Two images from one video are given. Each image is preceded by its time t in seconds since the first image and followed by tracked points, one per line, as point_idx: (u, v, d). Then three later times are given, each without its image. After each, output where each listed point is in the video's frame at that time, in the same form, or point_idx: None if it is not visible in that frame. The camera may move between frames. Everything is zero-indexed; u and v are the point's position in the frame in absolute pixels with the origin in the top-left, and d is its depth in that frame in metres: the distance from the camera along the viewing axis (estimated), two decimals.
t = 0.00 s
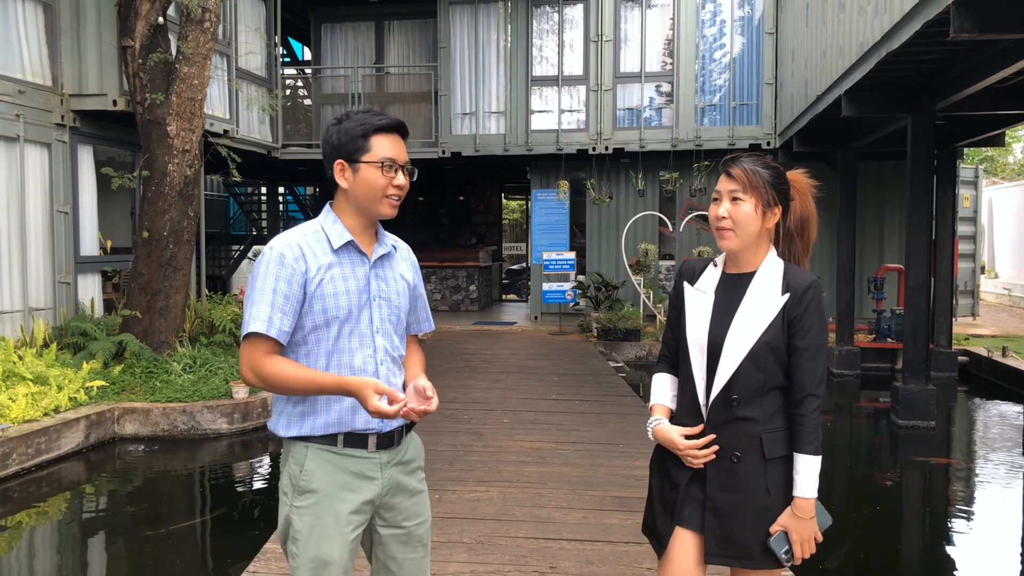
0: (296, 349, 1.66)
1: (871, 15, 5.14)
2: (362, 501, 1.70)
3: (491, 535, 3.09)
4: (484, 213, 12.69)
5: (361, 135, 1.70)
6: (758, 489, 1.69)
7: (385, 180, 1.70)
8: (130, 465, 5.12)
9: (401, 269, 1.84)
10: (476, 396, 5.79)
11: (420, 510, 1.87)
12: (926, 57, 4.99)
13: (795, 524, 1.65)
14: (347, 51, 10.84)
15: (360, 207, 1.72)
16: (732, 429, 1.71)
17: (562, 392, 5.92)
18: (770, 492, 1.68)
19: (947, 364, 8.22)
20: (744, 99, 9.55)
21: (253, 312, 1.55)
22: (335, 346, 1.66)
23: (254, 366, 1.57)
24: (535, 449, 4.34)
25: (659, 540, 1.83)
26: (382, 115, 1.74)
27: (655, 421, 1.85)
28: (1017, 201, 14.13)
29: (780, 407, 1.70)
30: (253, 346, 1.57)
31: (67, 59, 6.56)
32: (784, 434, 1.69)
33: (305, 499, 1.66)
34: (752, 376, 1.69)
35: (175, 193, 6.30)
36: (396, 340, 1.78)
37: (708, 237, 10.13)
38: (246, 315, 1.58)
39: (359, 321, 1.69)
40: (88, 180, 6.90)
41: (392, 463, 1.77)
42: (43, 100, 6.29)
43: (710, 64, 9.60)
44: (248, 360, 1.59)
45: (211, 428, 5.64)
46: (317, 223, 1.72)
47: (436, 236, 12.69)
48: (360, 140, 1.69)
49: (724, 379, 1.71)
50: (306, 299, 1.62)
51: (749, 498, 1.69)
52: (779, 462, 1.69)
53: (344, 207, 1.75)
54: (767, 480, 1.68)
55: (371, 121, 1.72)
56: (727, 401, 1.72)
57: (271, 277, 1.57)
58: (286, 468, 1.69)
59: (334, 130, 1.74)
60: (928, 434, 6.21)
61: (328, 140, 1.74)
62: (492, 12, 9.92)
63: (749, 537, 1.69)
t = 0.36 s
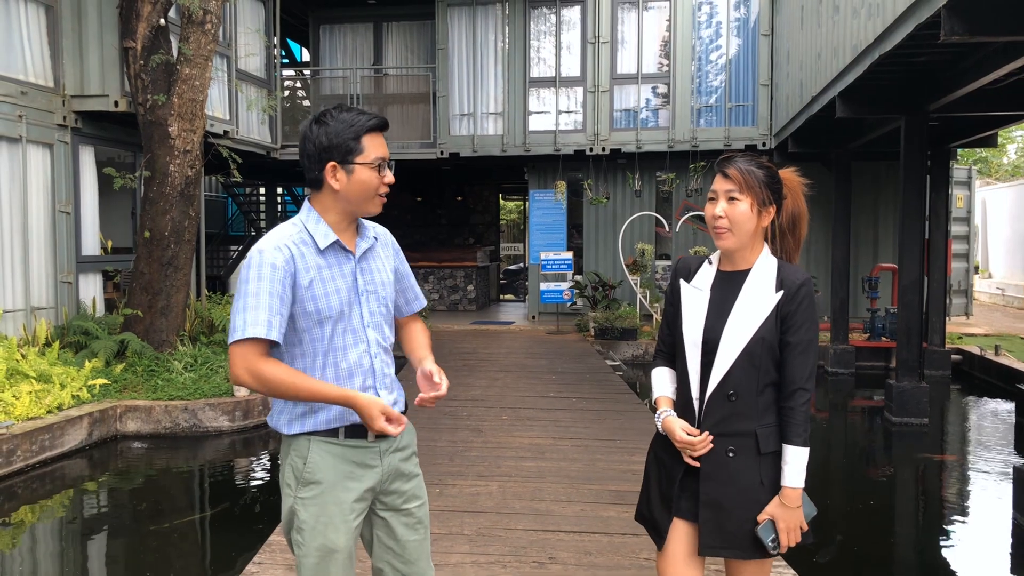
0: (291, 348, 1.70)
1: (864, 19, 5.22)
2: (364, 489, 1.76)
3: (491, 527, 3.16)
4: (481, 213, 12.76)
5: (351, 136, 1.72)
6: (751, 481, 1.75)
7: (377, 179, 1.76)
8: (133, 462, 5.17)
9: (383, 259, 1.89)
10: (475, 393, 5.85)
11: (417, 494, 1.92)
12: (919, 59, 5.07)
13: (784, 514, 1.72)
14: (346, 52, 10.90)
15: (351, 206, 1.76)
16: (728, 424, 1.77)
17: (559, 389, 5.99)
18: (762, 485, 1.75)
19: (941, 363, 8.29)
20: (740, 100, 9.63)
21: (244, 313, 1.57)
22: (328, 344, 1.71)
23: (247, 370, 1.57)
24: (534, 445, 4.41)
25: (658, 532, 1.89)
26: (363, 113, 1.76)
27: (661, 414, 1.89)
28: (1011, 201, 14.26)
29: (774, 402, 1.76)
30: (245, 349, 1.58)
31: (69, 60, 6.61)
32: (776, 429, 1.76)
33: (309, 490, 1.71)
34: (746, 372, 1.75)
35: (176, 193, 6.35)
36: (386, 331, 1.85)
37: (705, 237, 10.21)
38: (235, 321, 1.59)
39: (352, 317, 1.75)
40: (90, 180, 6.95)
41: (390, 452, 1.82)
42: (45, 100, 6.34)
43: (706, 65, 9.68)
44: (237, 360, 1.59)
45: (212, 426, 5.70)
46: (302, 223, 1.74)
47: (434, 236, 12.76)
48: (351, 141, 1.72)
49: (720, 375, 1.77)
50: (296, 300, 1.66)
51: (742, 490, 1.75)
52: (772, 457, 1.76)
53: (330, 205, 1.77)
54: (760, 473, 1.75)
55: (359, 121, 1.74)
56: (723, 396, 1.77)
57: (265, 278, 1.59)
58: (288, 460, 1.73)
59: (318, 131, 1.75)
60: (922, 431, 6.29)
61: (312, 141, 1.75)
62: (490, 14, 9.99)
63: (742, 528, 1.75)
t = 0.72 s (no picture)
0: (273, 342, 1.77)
1: (851, 20, 5.29)
2: (344, 477, 1.80)
3: (483, 519, 3.22)
4: (474, 211, 12.81)
5: (325, 137, 1.78)
6: (716, 471, 1.82)
7: (351, 179, 1.82)
8: (128, 458, 5.21)
9: (361, 251, 1.92)
10: (468, 389, 5.91)
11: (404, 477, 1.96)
12: (904, 59, 5.14)
13: (748, 502, 1.78)
14: (338, 50, 10.92)
15: (327, 205, 1.81)
16: (697, 416, 1.83)
17: (551, 385, 6.06)
18: (726, 475, 1.82)
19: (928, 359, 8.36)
20: (730, 99, 9.72)
21: (258, 314, 1.68)
22: (309, 338, 1.78)
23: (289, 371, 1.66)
24: (525, 439, 4.47)
25: (628, 522, 1.95)
26: (339, 114, 1.82)
27: (633, 409, 1.94)
28: (999, 199, 14.42)
29: (741, 394, 1.83)
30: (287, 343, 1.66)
31: (62, 58, 6.62)
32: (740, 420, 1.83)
33: (290, 480, 1.76)
34: (716, 366, 1.82)
35: (170, 191, 6.39)
36: (367, 326, 1.89)
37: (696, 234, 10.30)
38: (254, 322, 1.69)
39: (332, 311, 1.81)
40: (83, 178, 6.97)
41: (369, 441, 1.86)
42: (39, 98, 6.36)
43: (697, 64, 9.76)
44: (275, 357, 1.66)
45: (207, 422, 5.75)
46: (278, 224, 1.79)
47: (427, 234, 12.80)
48: (326, 142, 1.78)
49: (691, 369, 1.84)
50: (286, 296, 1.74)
51: (708, 480, 1.82)
52: (737, 448, 1.82)
53: (304, 203, 1.82)
54: (724, 463, 1.82)
55: (332, 121, 1.80)
56: (693, 389, 1.84)
57: (258, 274, 1.70)
58: (270, 452, 1.79)
59: (293, 131, 1.80)
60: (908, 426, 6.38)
61: (286, 141, 1.80)
62: (482, 12, 10.03)
63: (707, 516, 1.82)
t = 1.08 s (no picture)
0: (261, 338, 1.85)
1: (839, 21, 5.36)
2: (327, 472, 1.84)
3: (476, 513, 3.28)
4: (469, 210, 12.87)
5: (321, 140, 1.83)
6: (682, 465, 1.88)
7: (346, 180, 1.87)
8: (125, 455, 5.27)
9: (358, 251, 1.96)
10: (462, 387, 5.97)
11: (395, 476, 1.97)
12: (892, 60, 5.21)
13: (715, 494, 1.85)
14: (334, 49, 10.96)
15: (324, 207, 1.86)
16: (663, 412, 1.89)
17: (545, 382, 6.13)
18: (692, 469, 1.89)
19: (918, 356, 8.47)
20: (723, 98, 9.79)
21: (237, 311, 1.76)
22: (294, 335, 1.85)
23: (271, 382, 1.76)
24: (518, 436, 4.53)
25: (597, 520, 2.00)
26: (335, 118, 1.87)
27: (598, 408, 1.98)
28: (991, 198, 14.55)
29: (705, 388, 1.90)
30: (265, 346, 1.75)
31: (59, 58, 6.65)
32: (705, 415, 1.90)
33: (276, 472, 1.83)
34: (681, 362, 1.88)
35: (167, 190, 6.43)
36: (358, 326, 1.93)
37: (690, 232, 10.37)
38: (232, 318, 1.78)
39: (319, 309, 1.87)
40: (81, 177, 7.00)
41: (357, 439, 1.89)
42: (36, 98, 6.40)
43: (690, 64, 9.83)
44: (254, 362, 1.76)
45: (204, 419, 5.81)
46: (273, 223, 1.87)
47: (422, 232, 12.85)
48: (321, 145, 1.83)
49: (657, 366, 1.89)
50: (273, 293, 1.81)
51: (675, 473, 1.88)
52: (701, 442, 1.89)
53: (301, 204, 1.88)
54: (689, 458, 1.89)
55: (327, 125, 1.85)
56: (659, 384, 1.90)
57: (243, 271, 1.78)
58: (262, 444, 1.87)
59: (289, 135, 1.85)
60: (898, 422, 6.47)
61: (282, 144, 1.86)
62: (477, 11, 10.08)
63: (676, 511, 1.88)
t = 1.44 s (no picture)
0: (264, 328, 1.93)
1: (830, 24, 5.44)
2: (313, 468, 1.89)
3: (471, 505, 3.36)
4: (467, 209, 12.95)
5: (341, 145, 1.91)
6: (666, 455, 1.95)
7: (363, 186, 1.94)
8: (126, 451, 5.34)
9: (371, 256, 2.02)
10: (459, 384, 6.06)
11: (386, 480, 1.99)
12: (881, 62, 5.30)
13: (692, 479, 1.92)
14: (332, 49, 11.03)
15: (340, 209, 1.94)
16: (647, 405, 1.97)
17: (541, 379, 6.21)
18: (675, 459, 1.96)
19: (911, 354, 8.55)
20: (718, 98, 9.87)
21: (239, 301, 1.85)
22: (294, 330, 1.91)
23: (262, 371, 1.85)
24: (513, 432, 4.61)
25: (587, 513, 2.08)
26: (359, 124, 1.94)
27: (581, 406, 2.06)
28: (984, 198, 14.66)
29: (685, 379, 1.98)
30: (255, 335, 1.83)
31: (60, 59, 6.72)
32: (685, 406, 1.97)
33: (271, 464, 1.91)
34: (661, 357, 1.96)
35: (167, 190, 6.49)
36: (360, 329, 1.98)
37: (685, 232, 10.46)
38: (233, 307, 1.86)
39: (319, 306, 1.93)
40: (82, 177, 7.08)
41: (350, 439, 1.93)
42: (37, 99, 6.47)
43: (686, 64, 9.91)
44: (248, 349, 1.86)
45: (203, 416, 5.87)
46: (291, 222, 1.96)
47: (420, 232, 12.93)
48: (341, 149, 1.91)
49: (637, 361, 1.97)
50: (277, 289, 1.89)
51: (659, 465, 1.95)
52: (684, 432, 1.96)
53: (316, 204, 1.96)
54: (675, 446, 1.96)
55: (348, 132, 1.93)
56: (640, 378, 1.98)
57: (250, 262, 1.87)
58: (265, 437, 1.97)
59: (313, 138, 1.94)
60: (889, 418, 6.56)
61: (307, 147, 1.94)
62: (474, 12, 10.15)
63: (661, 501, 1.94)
